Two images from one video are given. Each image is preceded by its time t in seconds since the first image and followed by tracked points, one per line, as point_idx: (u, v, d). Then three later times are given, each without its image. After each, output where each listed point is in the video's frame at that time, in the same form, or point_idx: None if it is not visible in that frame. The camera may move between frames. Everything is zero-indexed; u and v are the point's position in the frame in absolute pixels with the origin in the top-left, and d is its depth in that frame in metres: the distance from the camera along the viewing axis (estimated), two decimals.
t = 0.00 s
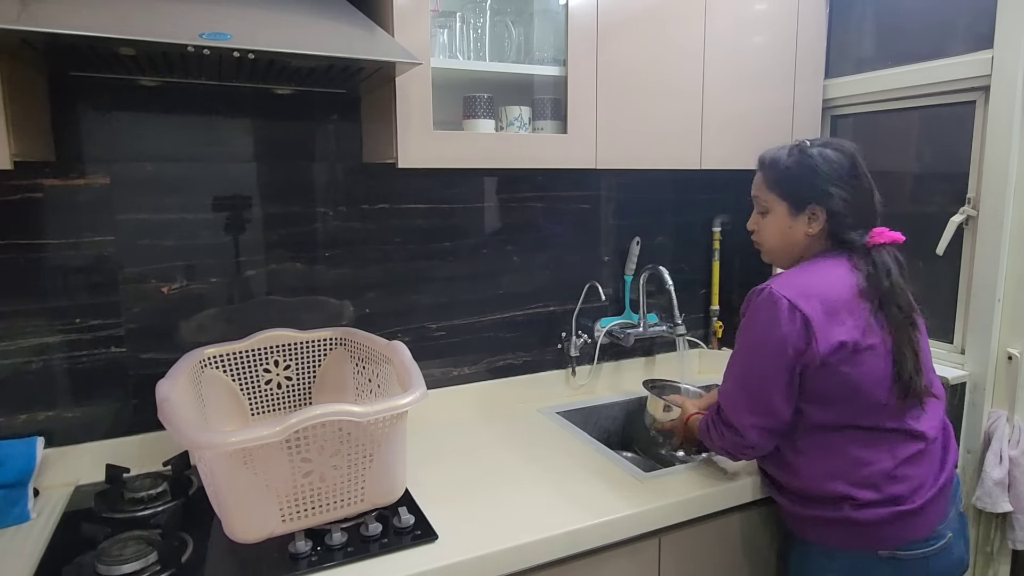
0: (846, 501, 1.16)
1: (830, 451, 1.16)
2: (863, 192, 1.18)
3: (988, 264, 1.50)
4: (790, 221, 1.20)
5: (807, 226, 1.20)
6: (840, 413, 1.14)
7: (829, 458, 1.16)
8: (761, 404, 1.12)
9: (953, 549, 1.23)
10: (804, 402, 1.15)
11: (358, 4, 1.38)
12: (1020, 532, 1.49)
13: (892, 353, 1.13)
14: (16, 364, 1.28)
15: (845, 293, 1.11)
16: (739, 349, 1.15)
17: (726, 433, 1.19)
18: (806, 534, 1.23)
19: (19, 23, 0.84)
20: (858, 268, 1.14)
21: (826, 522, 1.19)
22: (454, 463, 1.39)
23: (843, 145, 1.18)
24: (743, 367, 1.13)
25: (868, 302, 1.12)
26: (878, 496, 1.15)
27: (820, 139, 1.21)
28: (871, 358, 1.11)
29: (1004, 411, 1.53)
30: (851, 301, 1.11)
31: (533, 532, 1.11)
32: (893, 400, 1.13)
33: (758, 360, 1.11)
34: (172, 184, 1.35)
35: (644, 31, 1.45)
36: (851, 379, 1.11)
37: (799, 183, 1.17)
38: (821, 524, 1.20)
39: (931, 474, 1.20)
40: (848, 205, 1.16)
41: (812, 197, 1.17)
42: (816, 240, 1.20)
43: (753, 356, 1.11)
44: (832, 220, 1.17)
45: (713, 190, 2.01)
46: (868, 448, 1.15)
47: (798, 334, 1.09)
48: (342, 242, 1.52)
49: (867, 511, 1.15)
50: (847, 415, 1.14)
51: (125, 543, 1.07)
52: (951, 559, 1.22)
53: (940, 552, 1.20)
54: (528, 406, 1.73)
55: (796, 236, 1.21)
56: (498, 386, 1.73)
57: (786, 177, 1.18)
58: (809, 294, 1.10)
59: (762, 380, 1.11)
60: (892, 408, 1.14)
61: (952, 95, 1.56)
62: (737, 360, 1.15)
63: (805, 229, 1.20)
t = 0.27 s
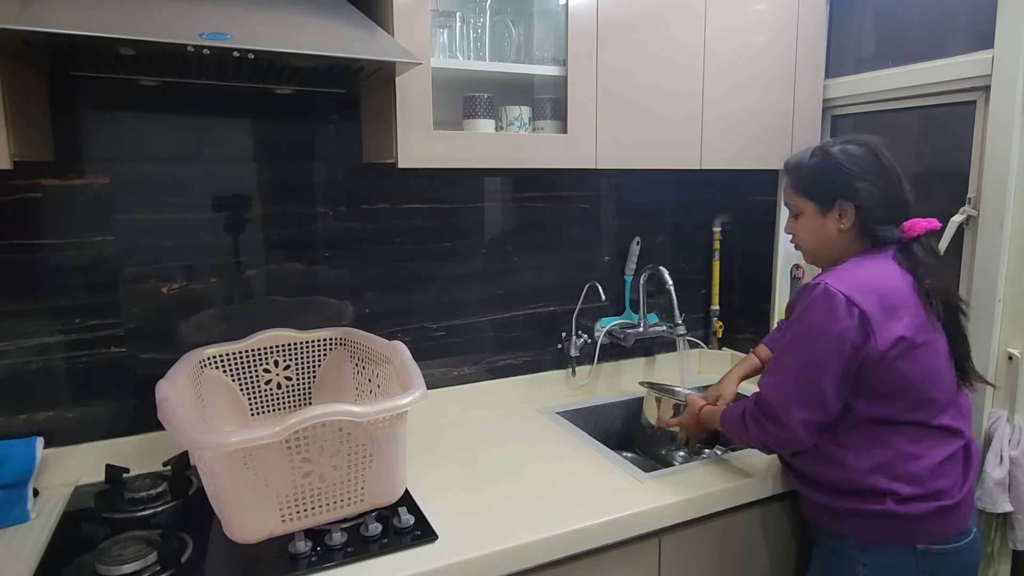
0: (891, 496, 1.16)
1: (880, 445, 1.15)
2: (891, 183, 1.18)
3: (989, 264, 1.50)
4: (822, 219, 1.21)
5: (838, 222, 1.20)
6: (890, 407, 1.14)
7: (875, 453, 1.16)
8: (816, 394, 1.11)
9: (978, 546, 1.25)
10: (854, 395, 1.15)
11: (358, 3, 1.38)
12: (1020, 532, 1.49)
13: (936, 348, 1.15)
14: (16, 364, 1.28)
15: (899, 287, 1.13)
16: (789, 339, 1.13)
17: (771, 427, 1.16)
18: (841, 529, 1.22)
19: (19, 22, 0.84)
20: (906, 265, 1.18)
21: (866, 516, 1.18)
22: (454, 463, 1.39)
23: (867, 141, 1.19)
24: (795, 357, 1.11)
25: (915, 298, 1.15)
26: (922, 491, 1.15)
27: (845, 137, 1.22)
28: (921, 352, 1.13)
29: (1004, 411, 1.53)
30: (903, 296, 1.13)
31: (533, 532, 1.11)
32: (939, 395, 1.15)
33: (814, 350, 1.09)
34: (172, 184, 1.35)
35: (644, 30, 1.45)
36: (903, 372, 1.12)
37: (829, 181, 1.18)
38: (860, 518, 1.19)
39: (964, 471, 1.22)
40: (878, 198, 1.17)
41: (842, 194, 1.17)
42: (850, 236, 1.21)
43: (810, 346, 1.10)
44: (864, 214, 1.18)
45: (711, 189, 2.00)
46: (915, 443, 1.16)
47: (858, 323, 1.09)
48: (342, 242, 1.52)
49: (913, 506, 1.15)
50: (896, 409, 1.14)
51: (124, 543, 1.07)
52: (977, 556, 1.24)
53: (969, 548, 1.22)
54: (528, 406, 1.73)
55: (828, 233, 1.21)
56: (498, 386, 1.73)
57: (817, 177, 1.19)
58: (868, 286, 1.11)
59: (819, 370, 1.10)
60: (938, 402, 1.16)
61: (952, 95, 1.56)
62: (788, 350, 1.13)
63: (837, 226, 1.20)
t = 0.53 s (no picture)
0: (855, 502, 1.15)
1: (845, 450, 1.14)
2: (863, 182, 1.15)
3: (988, 264, 1.50)
4: (791, 222, 1.19)
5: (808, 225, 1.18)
6: (858, 411, 1.12)
7: (840, 457, 1.14)
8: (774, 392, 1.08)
9: (958, 552, 1.23)
10: (822, 398, 1.13)
11: (358, 3, 1.38)
12: (1020, 532, 1.49)
13: (908, 351, 1.12)
14: (16, 364, 1.28)
15: (870, 288, 1.10)
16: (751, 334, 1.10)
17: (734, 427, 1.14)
18: (813, 534, 1.22)
19: (19, 22, 0.84)
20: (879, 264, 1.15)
21: (834, 522, 1.18)
22: (454, 463, 1.39)
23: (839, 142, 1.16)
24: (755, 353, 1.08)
25: (891, 298, 1.12)
26: (886, 498, 1.14)
27: (819, 137, 1.19)
28: (891, 356, 1.10)
29: (1004, 411, 1.53)
30: (875, 296, 1.10)
31: (532, 532, 1.11)
32: (910, 401, 1.13)
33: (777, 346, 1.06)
34: (173, 184, 1.35)
35: (644, 30, 1.45)
36: (869, 376, 1.09)
37: (796, 185, 1.16)
38: (828, 525, 1.19)
39: (937, 477, 1.19)
40: (845, 198, 1.14)
41: (808, 197, 1.15)
42: (820, 237, 1.18)
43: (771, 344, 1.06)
44: (833, 215, 1.15)
45: (713, 190, 2.01)
46: (882, 449, 1.14)
47: (823, 322, 1.06)
48: (343, 242, 1.52)
49: (876, 513, 1.14)
50: (864, 414, 1.12)
51: (125, 543, 1.07)
52: (954, 562, 1.22)
53: (943, 555, 1.20)
54: (528, 406, 1.73)
55: (800, 235, 1.20)
56: (498, 386, 1.73)
57: (785, 182, 1.18)
58: (838, 283, 1.08)
59: (784, 372, 1.07)
60: (909, 408, 1.13)
61: (952, 96, 1.56)
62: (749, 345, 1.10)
63: (806, 228, 1.18)
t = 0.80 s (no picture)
0: (844, 513, 1.14)
1: (830, 461, 1.13)
2: (830, 189, 1.14)
3: (988, 264, 1.50)
4: (758, 225, 1.19)
5: (774, 228, 1.17)
6: (842, 423, 1.11)
7: (825, 468, 1.14)
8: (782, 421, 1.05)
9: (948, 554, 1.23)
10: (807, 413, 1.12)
11: (358, 3, 1.38)
12: (1020, 532, 1.49)
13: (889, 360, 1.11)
14: (16, 364, 1.28)
15: (849, 300, 1.09)
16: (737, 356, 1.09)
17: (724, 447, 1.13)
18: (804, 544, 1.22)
19: (19, 22, 0.84)
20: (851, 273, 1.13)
21: (825, 535, 1.17)
22: (454, 463, 1.39)
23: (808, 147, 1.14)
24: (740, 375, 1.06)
25: (869, 308, 1.11)
26: (874, 508, 1.13)
27: (792, 139, 1.17)
28: (871, 366, 1.09)
29: (1004, 411, 1.53)
30: (854, 309, 1.09)
31: (532, 532, 1.11)
32: (892, 409, 1.12)
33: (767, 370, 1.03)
34: (173, 184, 1.35)
35: (643, 30, 1.45)
36: (853, 389, 1.08)
37: (762, 188, 1.16)
38: (819, 537, 1.18)
39: (924, 481, 1.18)
40: (808, 206, 1.13)
41: (773, 201, 1.14)
42: (786, 242, 1.18)
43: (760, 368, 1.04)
44: (797, 222, 1.14)
45: (713, 190, 2.01)
46: (867, 458, 1.13)
47: (810, 340, 1.04)
48: (343, 241, 1.52)
49: (865, 523, 1.13)
50: (847, 425, 1.11)
51: (125, 543, 1.07)
52: (944, 564, 1.22)
53: (934, 559, 1.19)
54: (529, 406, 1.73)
55: (767, 239, 1.19)
56: (498, 386, 1.73)
57: (752, 183, 1.17)
58: (818, 298, 1.06)
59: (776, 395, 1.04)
60: (891, 417, 1.12)
61: (952, 95, 1.56)
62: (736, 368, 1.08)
63: (773, 232, 1.18)
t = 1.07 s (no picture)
0: (817, 490, 1.17)
1: (804, 438, 1.17)
2: (817, 188, 1.19)
3: (988, 264, 1.50)
4: (761, 228, 1.28)
5: (773, 230, 1.25)
6: (813, 403, 1.15)
7: (798, 445, 1.18)
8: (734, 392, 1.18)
9: (940, 551, 1.18)
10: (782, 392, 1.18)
11: (358, 3, 1.38)
12: (1020, 532, 1.48)
13: (863, 345, 1.12)
14: (16, 364, 1.28)
15: (818, 285, 1.13)
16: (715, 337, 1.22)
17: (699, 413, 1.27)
18: (789, 523, 1.25)
19: (19, 23, 0.84)
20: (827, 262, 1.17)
21: (801, 511, 1.21)
22: (454, 464, 1.39)
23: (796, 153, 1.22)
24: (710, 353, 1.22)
25: (844, 294, 1.14)
26: (846, 489, 1.15)
27: (788, 150, 1.25)
28: (840, 350, 1.12)
29: (1004, 411, 1.53)
30: (823, 293, 1.13)
31: (532, 532, 1.11)
32: (868, 393, 1.13)
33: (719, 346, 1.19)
34: (172, 184, 1.35)
35: (644, 30, 1.45)
36: (818, 369, 1.12)
37: (756, 195, 1.25)
38: (798, 513, 1.22)
39: (911, 471, 1.17)
40: (796, 207, 1.19)
41: (765, 206, 1.24)
42: (785, 241, 1.24)
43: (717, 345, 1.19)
44: (787, 220, 1.21)
45: (713, 190, 2.01)
46: (841, 439, 1.15)
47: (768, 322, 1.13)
48: (342, 242, 1.52)
49: (838, 503, 1.15)
50: (818, 405, 1.15)
51: (125, 543, 1.07)
52: (934, 559, 1.17)
53: (918, 552, 1.17)
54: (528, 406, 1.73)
55: (772, 240, 1.27)
56: (498, 386, 1.73)
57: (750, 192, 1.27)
58: (783, 288, 1.13)
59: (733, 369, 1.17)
60: (864, 401, 1.13)
61: (952, 95, 1.56)
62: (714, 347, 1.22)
63: (773, 233, 1.26)
